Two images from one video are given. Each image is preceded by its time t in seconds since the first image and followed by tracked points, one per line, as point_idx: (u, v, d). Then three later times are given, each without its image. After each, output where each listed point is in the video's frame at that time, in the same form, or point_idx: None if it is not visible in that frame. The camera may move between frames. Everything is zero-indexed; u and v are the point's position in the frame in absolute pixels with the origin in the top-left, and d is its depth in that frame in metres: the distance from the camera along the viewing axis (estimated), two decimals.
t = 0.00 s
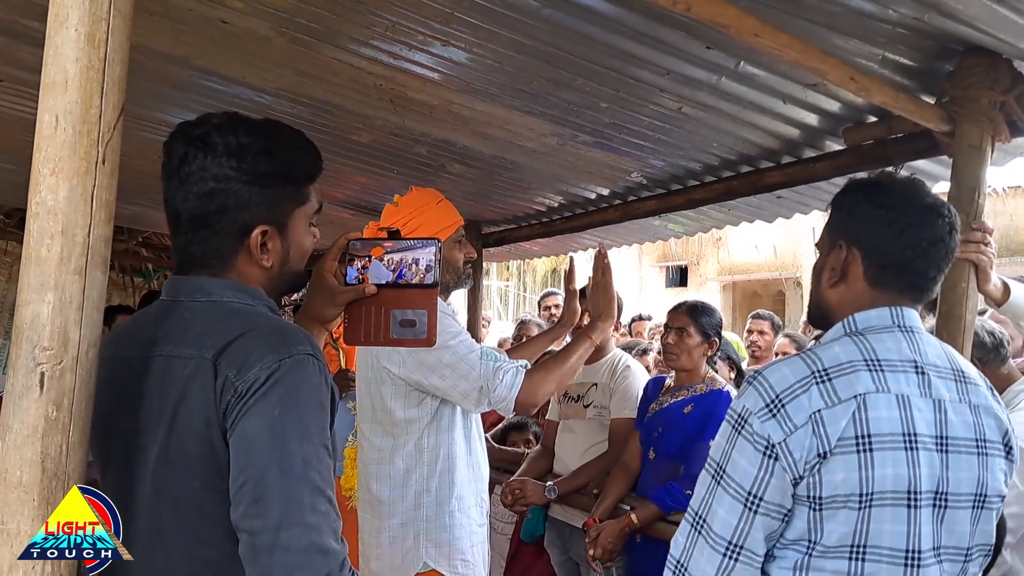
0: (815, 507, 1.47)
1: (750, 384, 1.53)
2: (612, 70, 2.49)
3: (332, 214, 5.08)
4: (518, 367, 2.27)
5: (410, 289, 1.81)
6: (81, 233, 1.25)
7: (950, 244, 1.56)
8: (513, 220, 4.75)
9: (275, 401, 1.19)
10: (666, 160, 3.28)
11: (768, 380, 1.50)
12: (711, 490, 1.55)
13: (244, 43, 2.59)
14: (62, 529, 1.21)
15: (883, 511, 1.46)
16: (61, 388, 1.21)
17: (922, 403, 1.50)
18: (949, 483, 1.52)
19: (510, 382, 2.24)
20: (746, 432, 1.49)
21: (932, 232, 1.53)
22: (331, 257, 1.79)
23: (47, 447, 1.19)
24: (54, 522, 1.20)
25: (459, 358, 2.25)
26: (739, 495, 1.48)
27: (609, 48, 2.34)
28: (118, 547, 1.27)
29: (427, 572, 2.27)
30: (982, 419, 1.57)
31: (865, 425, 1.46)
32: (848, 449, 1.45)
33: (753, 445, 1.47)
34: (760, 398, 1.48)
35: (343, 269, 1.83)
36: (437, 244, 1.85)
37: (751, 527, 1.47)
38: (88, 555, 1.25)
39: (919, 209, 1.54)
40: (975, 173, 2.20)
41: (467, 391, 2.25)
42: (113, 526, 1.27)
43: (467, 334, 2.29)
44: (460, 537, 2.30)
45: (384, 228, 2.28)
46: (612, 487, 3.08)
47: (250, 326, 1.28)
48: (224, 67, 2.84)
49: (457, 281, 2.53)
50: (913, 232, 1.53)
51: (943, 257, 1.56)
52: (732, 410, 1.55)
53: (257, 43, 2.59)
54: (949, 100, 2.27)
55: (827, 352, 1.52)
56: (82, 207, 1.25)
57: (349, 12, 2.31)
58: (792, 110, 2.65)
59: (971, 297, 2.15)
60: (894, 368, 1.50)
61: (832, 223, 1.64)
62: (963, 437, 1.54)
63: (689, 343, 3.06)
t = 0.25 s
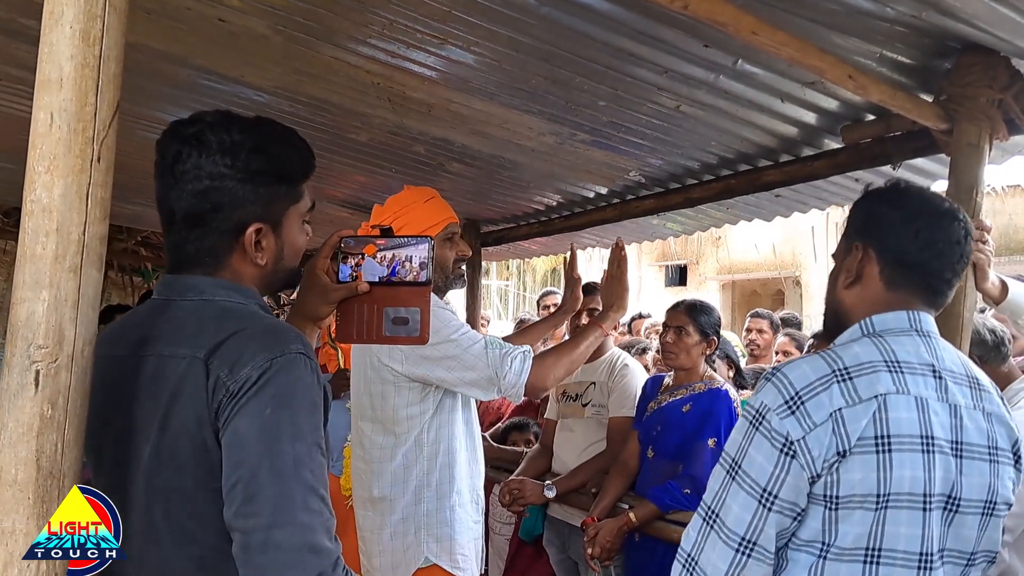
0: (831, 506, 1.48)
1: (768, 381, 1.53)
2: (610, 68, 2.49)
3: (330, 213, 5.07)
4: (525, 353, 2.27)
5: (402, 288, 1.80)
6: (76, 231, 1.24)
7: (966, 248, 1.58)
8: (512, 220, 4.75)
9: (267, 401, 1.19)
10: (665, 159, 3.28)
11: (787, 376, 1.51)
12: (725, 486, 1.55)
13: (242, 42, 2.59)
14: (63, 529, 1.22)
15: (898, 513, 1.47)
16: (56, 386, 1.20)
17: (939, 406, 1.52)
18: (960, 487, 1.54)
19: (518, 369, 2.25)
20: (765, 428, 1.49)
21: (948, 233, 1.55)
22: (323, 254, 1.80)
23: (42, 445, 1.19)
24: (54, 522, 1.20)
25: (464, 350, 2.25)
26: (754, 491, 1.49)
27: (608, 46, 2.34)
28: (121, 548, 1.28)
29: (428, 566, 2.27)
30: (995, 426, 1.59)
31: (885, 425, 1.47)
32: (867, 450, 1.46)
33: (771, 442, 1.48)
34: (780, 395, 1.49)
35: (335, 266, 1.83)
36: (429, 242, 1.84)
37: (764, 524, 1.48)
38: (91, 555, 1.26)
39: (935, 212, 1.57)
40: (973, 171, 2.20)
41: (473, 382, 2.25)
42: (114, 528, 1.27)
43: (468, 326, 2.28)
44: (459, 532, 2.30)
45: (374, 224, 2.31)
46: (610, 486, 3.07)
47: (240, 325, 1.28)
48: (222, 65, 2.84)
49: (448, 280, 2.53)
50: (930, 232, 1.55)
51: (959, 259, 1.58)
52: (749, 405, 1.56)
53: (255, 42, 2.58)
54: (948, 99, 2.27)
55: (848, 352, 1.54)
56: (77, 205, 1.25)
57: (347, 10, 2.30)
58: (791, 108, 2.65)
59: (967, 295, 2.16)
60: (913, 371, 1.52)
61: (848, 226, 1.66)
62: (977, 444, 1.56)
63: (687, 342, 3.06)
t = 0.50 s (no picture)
0: (849, 512, 1.47)
1: (787, 384, 1.53)
2: (607, 67, 2.48)
3: (328, 213, 5.07)
4: (519, 356, 2.25)
5: (396, 288, 1.81)
6: (71, 230, 1.24)
7: (978, 253, 1.59)
8: (510, 219, 4.75)
9: (259, 400, 1.19)
10: (663, 158, 3.28)
11: (807, 381, 1.51)
12: (742, 491, 1.54)
13: (239, 41, 2.59)
14: (64, 530, 1.23)
15: (914, 519, 1.48)
16: (50, 386, 1.20)
17: (953, 412, 1.53)
18: (970, 493, 1.54)
19: (512, 372, 2.23)
20: (785, 433, 1.49)
21: (961, 238, 1.56)
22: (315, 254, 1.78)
23: (36, 445, 1.18)
24: (55, 522, 1.21)
25: (458, 352, 2.24)
26: (773, 497, 1.49)
27: (606, 46, 2.34)
28: (121, 548, 1.28)
29: (423, 567, 2.27)
30: (1001, 432, 1.61)
31: (905, 432, 1.47)
32: (887, 456, 1.46)
33: (791, 447, 1.48)
34: (800, 400, 1.49)
35: (328, 266, 1.81)
36: (423, 241, 1.84)
37: (784, 530, 1.48)
38: (91, 555, 1.26)
39: (947, 216, 1.57)
40: (971, 170, 2.19)
41: (468, 384, 2.25)
42: (115, 528, 1.28)
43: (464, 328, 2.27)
44: (455, 533, 2.29)
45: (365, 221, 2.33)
46: (607, 486, 3.07)
47: (231, 324, 1.28)
48: (219, 65, 2.83)
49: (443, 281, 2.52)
50: (942, 236, 1.56)
51: (970, 264, 1.59)
52: (766, 409, 1.55)
53: (252, 41, 2.58)
54: (945, 98, 2.27)
55: (866, 356, 1.53)
56: (71, 204, 1.24)
57: (344, 9, 2.30)
58: (788, 108, 2.65)
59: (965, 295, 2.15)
60: (930, 376, 1.52)
61: (861, 227, 1.66)
62: (986, 449, 1.57)
63: (685, 341, 3.06)
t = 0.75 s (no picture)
0: (854, 510, 1.46)
1: (792, 382, 1.51)
2: (605, 63, 2.47)
3: (326, 210, 5.06)
4: (514, 352, 2.24)
5: (390, 285, 1.81)
6: (62, 224, 1.23)
7: (982, 254, 1.60)
8: (508, 217, 4.73)
9: (251, 396, 1.18)
10: (661, 155, 3.27)
11: (813, 379, 1.49)
12: (747, 490, 1.52)
13: (235, 38, 2.57)
14: (64, 529, 1.23)
15: (918, 518, 1.47)
16: (41, 382, 1.19)
17: (955, 410, 1.52)
18: (969, 491, 1.53)
19: (508, 367, 2.22)
20: (791, 431, 1.47)
21: (968, 239, 1.56)
22: (307, 251, 1.75)
23: (27, 441, 1.18)
24: (54, 522, 1.22)
25: (454, 349, 2.23)
26: (780, 496, 1.47)
27: (603, 41, 2.33)
28: (121, 547, 1.25)
29: (418, 564, 2.26)
30: (997, 429, 1.61)
31: (911, 430, 1.46)
32: (894, 454, 1.45)
33: (799, 446, 1.46)
34: (807, 398, 1.47)
35: (320, 262, 1.79)
36: (417, 240, 1.83)
37: (790, 528, 1.47)
38: (91, 555, 1.24)
39: (955, 216, 1.57)
40: (969, 166, 2.18)
41: (464, 382, 2.23)
42: (115, 528, 1.25)
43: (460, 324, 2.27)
44: (449, 530, 2.28)
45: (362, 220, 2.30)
46: (606, 484, 3.05)
47: (221, 320, 1.27)
48: (215, 61, 2.82)
49: (439, 280, 2.49)
50: (950, 237, 1.55)
51: (975, 265, 1.59)
52: (770, 407, 1.53)
53: (248, 37, 2.57)
54: (944, 93, 2.26)
55: (871, 353, 1.52)
56: (62, 198, 1.23)
57: (340, 5, 2.29)
58: (787, 104, 2.64)
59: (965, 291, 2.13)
60: (933, 374, 1.52)
61: (865, 223, 1.65)
62: (984, 447, 1.56)
63: (684, 338, 3.05)
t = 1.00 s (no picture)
0: (837, 503, 1.46)
1: (771, 376, 1.52)
2: (601, 58, 2.46)
3: (322, 207, 5.05)
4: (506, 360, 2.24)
5: (382, 280, 1.79)
6: (50, 217, 1.21)
7: (962, 247, 1.58)
8: (504, 213, 4.72)
9: (239, 391, 1.17)
10: (658, 151, 3.26)
11: (791, 372, 1.49)
12: (729, 485, 1.52)
13: (229, 32, 2.56)
14: (64, 529, 1.23)
15: (902, 509, 1.46)
16: (29, 376, 1.18)
17: (936, 400, 1.52)
18: (955, 481, 1.52)
19: (499, 373, 2.22)
20: (771, 425, 1.47)
21: (947, 232, 1.55)
22: (297, 246, 1.78)
23: (14, 436, 1.17)
24: (54, 522, 1.23)
25: (448, 351, 2.23)
26: (762, 490, 1.46)
27: (599, 35, 2.32)
28: (121, 548, 1.22)
29: (413, 562, 2.25)
30: (982, 419, 1.60)
31: (891, 421, 1.45)
32: (874, 445, 1.45)
33: (778, 439, 1.46)
34: (785, 391, 1.47)
35: (310, 257, 1.80)
36: (408, 235, 1.81)
37: (773, 522, 1.46)
38: (91, 555, 1.22)
39: (935, 209, 1.56)
40: (966, 161, 2.17)
41: (455, 385, 2.23)
42: (115, 528, 1.22)
43: (456, 327, 2.28)
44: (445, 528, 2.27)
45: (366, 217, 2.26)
46: (601, 481, 3.05)
47: (209, 315, 1.25)
48: (210, 55, 2.81)
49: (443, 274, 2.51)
50: (929, 230, 1.54)
51: (955, 258, 1.58)
52: (750, 401, 1.53)
53: (242, 31, 2.55)
54: (942, 88, 2.25)
55: (849, 346, 1.52)
56: (50, 191, 1.21)
57: None
58: (783, 99, 2.62)
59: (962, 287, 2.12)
60: (913, 365, 1.51)
61: (845, 216, 1.64)
62: (969, 436, 1.55)
63: (680, 335, 3.04)
